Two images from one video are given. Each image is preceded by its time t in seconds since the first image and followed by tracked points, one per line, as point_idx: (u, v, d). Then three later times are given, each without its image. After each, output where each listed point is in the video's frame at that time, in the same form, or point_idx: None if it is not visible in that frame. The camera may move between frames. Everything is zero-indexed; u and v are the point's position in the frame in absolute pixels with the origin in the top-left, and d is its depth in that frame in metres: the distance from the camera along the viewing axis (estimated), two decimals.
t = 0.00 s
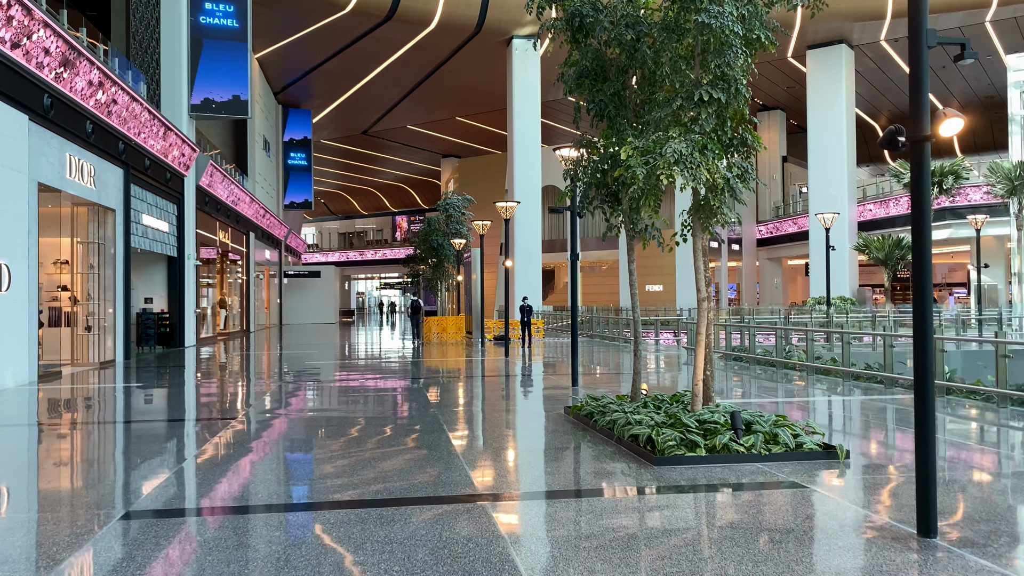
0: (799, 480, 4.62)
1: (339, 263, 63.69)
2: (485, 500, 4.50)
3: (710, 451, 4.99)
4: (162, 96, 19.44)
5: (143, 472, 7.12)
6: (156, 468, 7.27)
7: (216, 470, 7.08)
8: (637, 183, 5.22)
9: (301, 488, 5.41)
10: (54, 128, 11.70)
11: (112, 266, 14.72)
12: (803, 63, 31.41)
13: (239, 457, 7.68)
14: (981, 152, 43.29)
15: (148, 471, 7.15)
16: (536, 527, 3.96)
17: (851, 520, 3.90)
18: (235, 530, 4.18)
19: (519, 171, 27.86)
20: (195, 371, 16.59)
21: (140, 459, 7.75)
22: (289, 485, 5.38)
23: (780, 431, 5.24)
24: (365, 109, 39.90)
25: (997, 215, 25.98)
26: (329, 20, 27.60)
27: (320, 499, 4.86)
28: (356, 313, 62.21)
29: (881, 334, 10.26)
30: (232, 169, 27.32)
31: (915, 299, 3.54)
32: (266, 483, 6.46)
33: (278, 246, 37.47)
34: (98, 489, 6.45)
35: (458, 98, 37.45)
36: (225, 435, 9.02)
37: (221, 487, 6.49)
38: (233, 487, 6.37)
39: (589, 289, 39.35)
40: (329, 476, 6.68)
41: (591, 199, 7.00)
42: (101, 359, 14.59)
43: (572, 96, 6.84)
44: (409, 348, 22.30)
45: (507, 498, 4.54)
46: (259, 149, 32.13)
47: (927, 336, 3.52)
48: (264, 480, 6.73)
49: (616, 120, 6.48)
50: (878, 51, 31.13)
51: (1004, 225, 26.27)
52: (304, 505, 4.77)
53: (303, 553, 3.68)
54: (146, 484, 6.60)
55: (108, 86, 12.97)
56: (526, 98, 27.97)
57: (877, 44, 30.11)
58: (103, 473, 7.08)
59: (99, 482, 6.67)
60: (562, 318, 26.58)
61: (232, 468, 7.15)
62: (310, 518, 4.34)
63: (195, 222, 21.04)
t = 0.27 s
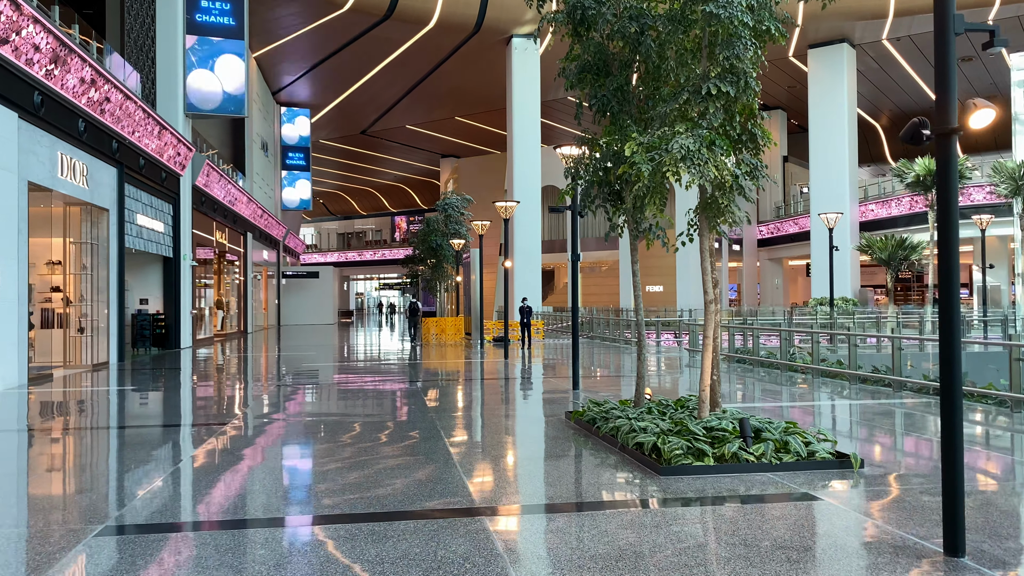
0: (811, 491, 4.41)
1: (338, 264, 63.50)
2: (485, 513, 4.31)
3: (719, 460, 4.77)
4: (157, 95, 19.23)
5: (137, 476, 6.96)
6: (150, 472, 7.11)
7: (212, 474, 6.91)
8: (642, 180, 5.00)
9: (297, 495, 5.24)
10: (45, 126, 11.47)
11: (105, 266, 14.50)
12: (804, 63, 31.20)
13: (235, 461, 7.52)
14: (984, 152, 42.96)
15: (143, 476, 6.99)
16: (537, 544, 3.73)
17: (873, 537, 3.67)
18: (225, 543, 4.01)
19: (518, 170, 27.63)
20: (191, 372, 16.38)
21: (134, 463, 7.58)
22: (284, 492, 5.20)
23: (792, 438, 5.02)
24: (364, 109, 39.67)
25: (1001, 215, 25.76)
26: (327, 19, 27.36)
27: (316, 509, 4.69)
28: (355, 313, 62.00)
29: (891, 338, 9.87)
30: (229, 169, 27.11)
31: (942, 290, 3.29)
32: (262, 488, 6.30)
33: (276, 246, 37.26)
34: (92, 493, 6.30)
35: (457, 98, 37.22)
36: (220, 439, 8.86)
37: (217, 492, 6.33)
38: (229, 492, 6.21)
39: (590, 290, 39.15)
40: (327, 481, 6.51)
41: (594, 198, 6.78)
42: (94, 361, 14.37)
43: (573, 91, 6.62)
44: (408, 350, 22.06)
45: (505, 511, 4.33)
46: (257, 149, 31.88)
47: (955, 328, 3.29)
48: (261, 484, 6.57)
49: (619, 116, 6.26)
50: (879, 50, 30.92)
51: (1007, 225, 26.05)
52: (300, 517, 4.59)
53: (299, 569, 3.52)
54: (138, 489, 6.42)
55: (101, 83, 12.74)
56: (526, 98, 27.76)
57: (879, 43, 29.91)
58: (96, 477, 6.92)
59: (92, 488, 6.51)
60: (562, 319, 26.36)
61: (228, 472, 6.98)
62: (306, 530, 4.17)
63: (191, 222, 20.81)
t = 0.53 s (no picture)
0: (827, 499, 4.18)
1: (337, 263, 63.32)
2: (484, 521, 4.09)
3: (730, 465, 4.54)
4: (152, 91, 18.99)
5: (129, 477, 6.76)
6: (144, 473, 6.91)
7: (206, 476, 6.72)
8: (649, 171, 4.76)
9: (292, 500, 5.03)
10: (34, 120, 11.23)
11: (97, 264, 14.25)
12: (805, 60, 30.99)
13: (230, 462, 7.32)
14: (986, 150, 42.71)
15: (137, 476, 6.79)
16: (537, 557, 3.48)
17: (898, 550, 3.42)
18: (215, 552, 3.81)
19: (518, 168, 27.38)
20: (186, 372, 16.16)
21: (127, 464, 7.39)
22: (279, 496, 4.99)
23: (805, 442, 4.79)
24: (362, 107, 39.42)
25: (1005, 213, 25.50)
26: (324, 15, 27.11)
27: (308, 516, 4.46)
28: (354, 313, 61.80)
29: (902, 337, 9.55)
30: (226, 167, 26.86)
31: (977, 278, 3.08)
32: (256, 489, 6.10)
33: (274, 246, 36.98)
34: (83, 495, 6.11)
35: (456, 95, 36.97)
36: (216, 439, 8.66)
37: (212, 492, 6.13)
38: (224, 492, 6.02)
39: (589, 289, 38.94)
40: (324, 483, 6.31)
41: (596, 193, 6.53)
42: (86, 361, 14.12)
43: (574, 81, 6.39)
44: (406, 349, 21.83)
45: (503, 520, 4.09)
46: (254, 147, 31.65)
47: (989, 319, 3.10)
48: (258, 485, 6.37)
49: (623, 106, 6.02)
50: (880, 47, 30.70)
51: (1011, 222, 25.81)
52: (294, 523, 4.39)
53: None
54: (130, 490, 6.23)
55: (92, 77, 12.48)
56: (526, 96, 27.52)
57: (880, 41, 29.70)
58: (87, 478, 6.72)
59: (84, 488, 6.32)
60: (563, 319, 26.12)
61: (222, 474, 6.78)
62: (303, 537, 3.97)
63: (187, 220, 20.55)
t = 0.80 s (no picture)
0: (849, 514, 3.94)
1: (335, 263, 63.13)
2: (489, 538, 3.86)
3: (744, 478, 4.31)
4: (147, 89, 18.74)
5: (122, 483, 6.55)
6: (138, 479, 6.71)
7: (201, 483, 6.51)
8: (658, 168, 4.53)
9: (289, 513, 4.81)
10: (24, 118, 11.02)
11: (90, 266, 14.04)
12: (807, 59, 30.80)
13: (225, 468, 7.10)
14: (989, 150, 42.49)
15: (131, 483, 6.58)
16: None
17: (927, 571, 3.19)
18: (205, 573, 3.59)
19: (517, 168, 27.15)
20: (182, 374, 15.96)
21: (120, 470, 7.17)
22: (270, 511, 4.79)
23: (822, 453, 4.56)
24: (360, 106, 39.19)
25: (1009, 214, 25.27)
26: (322, 14, 26.89)
27: (300, 533, 4.25)
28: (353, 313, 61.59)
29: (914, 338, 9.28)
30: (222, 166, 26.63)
31: None
32: (253, 497, 5.89)
33: (272, 246, 36.76)
34: (76, 501, 5.91)
35: (455, 95, 36.75)
36: (212, 444, 8.45)
37: (208, 499, 5.93)
38: (221, 500, 5.81)
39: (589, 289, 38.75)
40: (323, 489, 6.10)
41: (600, 193, 6.30)
42: (79, 363, 13.92)
43: (578, 76, 6.16)
44: (405, 351, 21.61)
45: (506, 539, 3.86)
46: (252, 146, 31.41)
47: None
48: (255, 492, 6.16)
49: (629, 101, 5.80)
50: (883, 46, 30.50)
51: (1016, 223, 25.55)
52: (291, 539, 4.17)
53: None
54: (123, 497, 6.03)
55: (84, 75, 12.25)
56: (526, 96, 27.30)
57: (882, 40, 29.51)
58: (78, 484, 6.52)
59: (75, 495, 6.12)
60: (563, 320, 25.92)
61: (218, 481, 6.58)
62: (293, 558, 3.76)
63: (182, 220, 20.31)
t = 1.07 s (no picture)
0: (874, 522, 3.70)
1: (334, 263, 62.91)
2: (490, 549, 3.62)
3: (760, 484, 4.07)
4: (142, 85, 18.49)
5: (114, 485, 6.33)
6: (130, 481, 6.48)
7: (195, 484, 6.29)
8: (669, 157, 4.28)
9: (279, 519, 4.58)
10: (12, 112, 10.75)
11: (83, 264, 13.80)
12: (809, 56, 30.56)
13: (221, 470, 6.89)
14: (991, 148, 42.24)
15: (125, 484, 6.39)
16: None
17: None
18: None
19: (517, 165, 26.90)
20: (177, 374, 15.71)
21: (114, 470, 6.98)
22: (259, 518, 4.55)
23: (841, 456, 4.31)
24: (359, 105, 38.94)
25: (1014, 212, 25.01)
26: (320, 11, 26.63)
27: (290, 542, 4.01)
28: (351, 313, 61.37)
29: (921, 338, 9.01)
30: (219, 164, 26.39)
31: None
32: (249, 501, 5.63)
33: (269, 245, 36.51)
34: (66, 502, 5.70)
35: (454, 93, 36.50)
36: (207, 445, 8.24)
37: (202, 502, 5.69)
38: (216, 502, 5.56)
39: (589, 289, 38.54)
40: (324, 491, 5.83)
41: (607, 186, 6.06)
42: (71, 363, 13.67)
43: (582, 63, 5.92)
44: (403, 351, 21.37)
45: (508, 549, 3.62)
46: (249, 144, 31.17)
47: None
48: (252, 491, 5.95)
49: (636, 89, 5.58)
50: (885, 44, 30.27)
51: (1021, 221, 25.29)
52: (290, 546, 3.96)
53: None
54: (113, 499, 5.79)
55: (76, 69, 12.00)
56: (525, 95, 27.07)
57: (885, 37, 29.27)
58: (71, 485, 6.30)
59: (66, 496, 5.91)
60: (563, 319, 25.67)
61: (214, 482, 6.36)
62: (279, 570, 3.52)
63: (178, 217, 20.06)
